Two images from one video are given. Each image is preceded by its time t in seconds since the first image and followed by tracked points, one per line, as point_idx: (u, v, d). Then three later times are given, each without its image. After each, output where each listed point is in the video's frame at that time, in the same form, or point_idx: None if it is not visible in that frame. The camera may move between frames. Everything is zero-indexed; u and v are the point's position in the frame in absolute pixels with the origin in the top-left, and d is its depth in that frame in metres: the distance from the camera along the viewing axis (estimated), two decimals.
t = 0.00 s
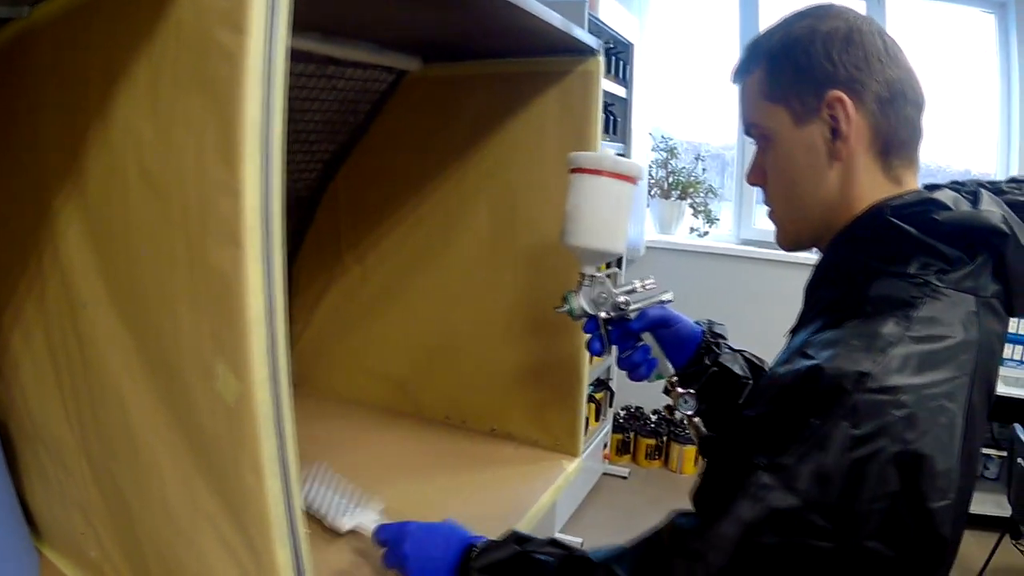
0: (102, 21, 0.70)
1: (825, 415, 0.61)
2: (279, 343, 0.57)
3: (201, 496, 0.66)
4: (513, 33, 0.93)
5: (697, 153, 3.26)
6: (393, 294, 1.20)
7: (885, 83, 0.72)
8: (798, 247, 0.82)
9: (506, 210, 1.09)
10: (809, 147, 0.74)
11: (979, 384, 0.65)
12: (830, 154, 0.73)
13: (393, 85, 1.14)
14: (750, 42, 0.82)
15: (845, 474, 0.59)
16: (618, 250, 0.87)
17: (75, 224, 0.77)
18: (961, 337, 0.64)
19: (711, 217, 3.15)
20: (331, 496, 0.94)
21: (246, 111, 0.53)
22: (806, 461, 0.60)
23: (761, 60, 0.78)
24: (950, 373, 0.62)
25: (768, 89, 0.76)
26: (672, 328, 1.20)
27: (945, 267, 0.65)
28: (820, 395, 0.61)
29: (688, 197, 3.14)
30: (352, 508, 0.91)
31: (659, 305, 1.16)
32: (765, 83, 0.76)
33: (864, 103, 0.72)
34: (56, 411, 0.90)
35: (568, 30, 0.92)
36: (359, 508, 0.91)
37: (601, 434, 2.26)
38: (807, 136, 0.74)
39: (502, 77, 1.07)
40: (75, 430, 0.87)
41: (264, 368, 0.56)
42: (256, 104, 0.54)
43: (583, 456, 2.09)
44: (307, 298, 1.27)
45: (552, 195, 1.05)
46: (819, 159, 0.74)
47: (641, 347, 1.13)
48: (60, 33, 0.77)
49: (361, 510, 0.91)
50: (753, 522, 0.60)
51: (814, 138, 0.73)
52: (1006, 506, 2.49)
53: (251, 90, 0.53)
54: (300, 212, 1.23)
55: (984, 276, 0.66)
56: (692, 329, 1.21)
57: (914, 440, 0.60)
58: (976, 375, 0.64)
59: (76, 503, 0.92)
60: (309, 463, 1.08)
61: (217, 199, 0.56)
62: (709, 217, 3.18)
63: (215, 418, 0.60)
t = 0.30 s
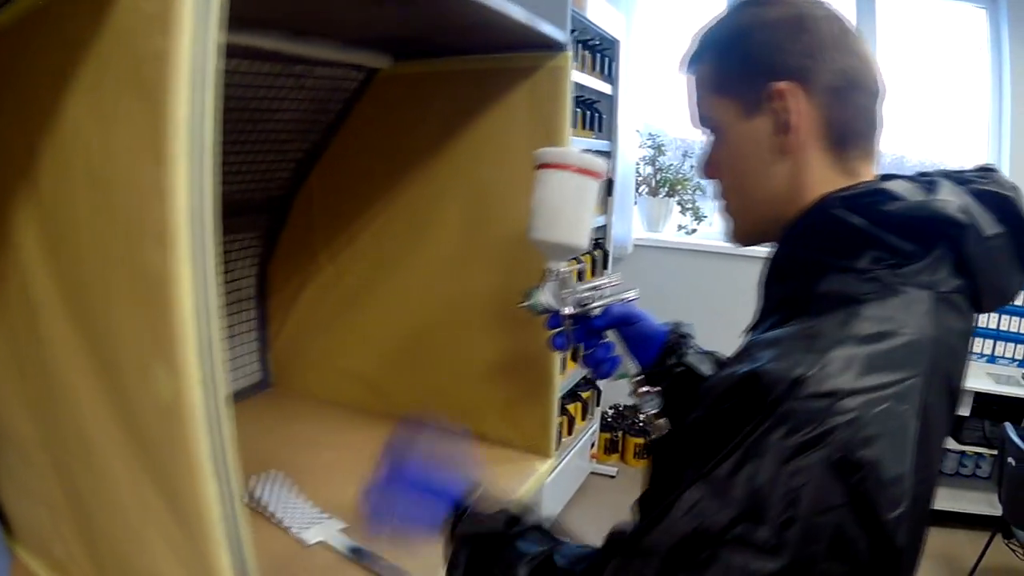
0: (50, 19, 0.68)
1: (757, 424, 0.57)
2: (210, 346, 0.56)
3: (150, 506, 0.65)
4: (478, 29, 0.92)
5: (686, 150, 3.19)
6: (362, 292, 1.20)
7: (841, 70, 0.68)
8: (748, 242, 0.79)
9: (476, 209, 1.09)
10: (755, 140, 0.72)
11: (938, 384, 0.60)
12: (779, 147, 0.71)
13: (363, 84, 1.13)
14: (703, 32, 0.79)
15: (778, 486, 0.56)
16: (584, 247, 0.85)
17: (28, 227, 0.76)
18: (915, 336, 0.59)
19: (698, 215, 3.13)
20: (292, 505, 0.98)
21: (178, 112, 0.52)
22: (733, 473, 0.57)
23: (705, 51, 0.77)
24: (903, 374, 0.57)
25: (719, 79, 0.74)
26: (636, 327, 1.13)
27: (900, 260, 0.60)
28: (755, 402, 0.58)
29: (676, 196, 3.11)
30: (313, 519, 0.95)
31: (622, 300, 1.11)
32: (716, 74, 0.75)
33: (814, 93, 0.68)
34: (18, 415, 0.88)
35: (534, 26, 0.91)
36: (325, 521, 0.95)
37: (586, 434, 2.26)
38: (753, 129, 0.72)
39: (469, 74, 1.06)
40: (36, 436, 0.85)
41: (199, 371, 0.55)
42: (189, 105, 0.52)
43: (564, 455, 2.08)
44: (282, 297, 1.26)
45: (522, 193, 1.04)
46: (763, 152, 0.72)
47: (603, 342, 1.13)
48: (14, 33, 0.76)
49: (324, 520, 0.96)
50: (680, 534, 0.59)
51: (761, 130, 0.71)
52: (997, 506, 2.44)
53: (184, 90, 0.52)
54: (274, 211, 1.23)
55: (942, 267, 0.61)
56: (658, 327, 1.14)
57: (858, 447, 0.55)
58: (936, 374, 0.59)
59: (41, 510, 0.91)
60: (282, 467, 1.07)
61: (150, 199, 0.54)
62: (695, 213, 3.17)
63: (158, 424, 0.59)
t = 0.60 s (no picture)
0: None
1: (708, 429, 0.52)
2: (146, 365, 0.54)
3: (83, 538, 0.62)
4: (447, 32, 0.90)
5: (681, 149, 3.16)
6: (338, 299, 1.19)
7: (788, 73, 0.67)
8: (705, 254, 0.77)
9: (449, 214, 1.08)
10: (706, 151, 0.70)
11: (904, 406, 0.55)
12: (730, 160, 0.68)
13: (336, 89, 1.12)
14: (649, 33, 0.77)
15: (720, 490, 0.50)
16: (538, 262, 0.84)
17: None
18: (879, 355, 0.54)
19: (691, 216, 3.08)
20: (262, 517, 0.96)
21: (99, 137, 0.49)
22: (679, 470, 0.52)
23: (649, 55, 0.75)
24: (865, 389, 0.52)
25: (663, 87, 0.72)
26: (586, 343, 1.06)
27: (867, 274, 0.55)
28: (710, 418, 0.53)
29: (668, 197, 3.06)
30: (282, 531, 0.93)
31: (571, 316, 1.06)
32: (663, 80, 0.72)
33: (763, 99, 0.67)
34: None
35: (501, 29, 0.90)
36: (292, 531, 0.93)
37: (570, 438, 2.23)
38: (705, 139, 0.69)
39: (442, 78, 1.05)
40: None
41: (131, 392, 0.53)
42: (107, 126, 0.49)
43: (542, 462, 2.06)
44: (261, 304, 1.25)
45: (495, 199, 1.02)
46: (716, 163, 0.69)
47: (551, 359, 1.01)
48: None
49: (292, 531, 0.93)
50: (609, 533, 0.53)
51: (711, 142, 0.69)
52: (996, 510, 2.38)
53: (104, 113, 0.48)
54: (250, 216, 1.20)
55: (913, 283, 0.56)
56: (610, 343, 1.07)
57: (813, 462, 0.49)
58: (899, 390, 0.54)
59: None
60: (258, 478, 1.05)
61: (75, 223, 0.51)
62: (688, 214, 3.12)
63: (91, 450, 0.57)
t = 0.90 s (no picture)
0: None
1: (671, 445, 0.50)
2: (101, 372, 0.53)
3: (39, 550, 0.60)
4: (432, 36, 0.89)
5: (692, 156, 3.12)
6: (330, 305, 1.18)
7: (769, 70, 0.65)
8: (684, 258, 0.76)
9: (440, 221, 1.07)
10: (683, 150, 0.68)
11: (886, 423, 0.52)
12: (706, 160, 0.67)
13: (326, 95, 1.11)
14: (629, 25, 0.74)
15: (682, 508, 0.48)
16: (511, 270, 0.87)
17: None
18: (860, 367, 0.52)
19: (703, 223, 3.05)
20: (247, 525, 0.94)
21: (47, 145, 0.47)
22: (640, 485, 0.51)
23: (627, 50, 0.73)
24: (843, 405, 0.50)
25: (638, 83, 0.70)
26: (567, 359, 1.03)
27: (847, 281, 0.53)
28: (676, 433, 0.51)
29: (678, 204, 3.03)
30: (265, 540, 0.91)
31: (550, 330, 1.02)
32: (639, 75, 0.70)
33: (740, 97, 0.65)
34: None
35: (487, 33, 0.89)
36: (276, 540, 0.92)
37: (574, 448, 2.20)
38: (681, 138, 0.68)
39: (432, 83, 1.04)
40: None
41: (85, 397, 0.52)
42: (55, 131, 0.47)
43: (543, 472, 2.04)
44: (257, 312, 1.24)
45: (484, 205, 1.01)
46: (692, 162, 0.68)
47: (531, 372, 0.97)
48: None
49: (276, 540, 0.92)
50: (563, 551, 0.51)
51: (687, 141, 0.67)
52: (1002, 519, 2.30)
53: (52, 120, 0.47)
54: (244, 224, 1.20)
55: (897, 289, 0.54)
56: (592, 359, 1.04)
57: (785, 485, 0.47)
58: (879, 406, 0.52)
59: None
60: (248, 488, 1.04)
61: (21, 228, 0.49)
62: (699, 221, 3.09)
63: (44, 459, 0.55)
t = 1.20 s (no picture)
0: None
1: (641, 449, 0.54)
2: (89, 398, 0.49)
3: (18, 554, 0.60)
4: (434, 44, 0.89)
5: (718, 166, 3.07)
6: (338, 310, 1.20)
7: (764, 72, 0.64)
8: (669, 258, 0.75)
9: (446, 228, 1.08)
10: (671, 148, 0.68)
11: (865, 428, 0.54)
12: (693, 161, 0.67)
13: (336, 104, 1.13)
14: (630, 19, 0.73)
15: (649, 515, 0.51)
16: (507, 279, 0.87)
17: None
18: (838, 374, 0.54)
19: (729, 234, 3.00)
20: (249, 530, 0.95)
21: (31, 153, 0.44)
22: (610, 491, 0.54)
23: (624, 44, 0.72)
24: (817, 414, 0.53)
25: (633, 77, 0.70)
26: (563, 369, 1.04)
27: (827, 286, 0.56)
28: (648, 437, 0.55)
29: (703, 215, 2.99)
30: (266, 546, 0.92)
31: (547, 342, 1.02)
32: (635, 71, 0.69)
33: (731, 99, 0.64)
34: None
35: (491, 41, 0.89)
36: (277, 547, 0.92)
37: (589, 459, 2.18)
38: (670, 135, 0.67)
39: (440, 93, 1.05)
40: None
41: (68, 399, 0.48)
42: (40, 142, 0.44)
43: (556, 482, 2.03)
44: (269, 319, 1.26)
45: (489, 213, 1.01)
46: (680, 161, 0.68)
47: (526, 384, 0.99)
48: None
49: (277, 546, 0.92)
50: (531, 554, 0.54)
51: (677, 139, 0.67)
52: None
53: (36, 130, 0.43)
54: (256, 232, 1.23)
55: (883, 293, 0.57)
56: (586, 369, 1.07)
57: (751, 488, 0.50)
58: (854, 416, 0.54)
59: None
60: (254, 493, 1.05)
61: None
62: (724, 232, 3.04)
63: (19, 465, 0.54)
